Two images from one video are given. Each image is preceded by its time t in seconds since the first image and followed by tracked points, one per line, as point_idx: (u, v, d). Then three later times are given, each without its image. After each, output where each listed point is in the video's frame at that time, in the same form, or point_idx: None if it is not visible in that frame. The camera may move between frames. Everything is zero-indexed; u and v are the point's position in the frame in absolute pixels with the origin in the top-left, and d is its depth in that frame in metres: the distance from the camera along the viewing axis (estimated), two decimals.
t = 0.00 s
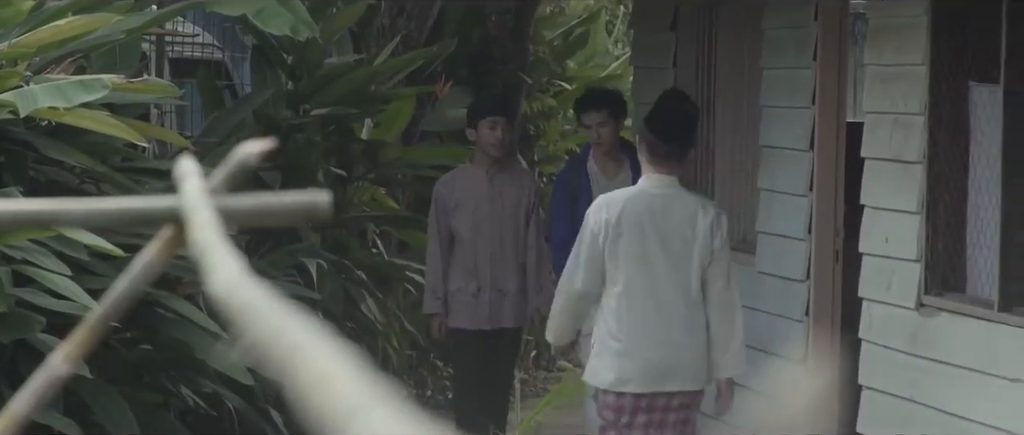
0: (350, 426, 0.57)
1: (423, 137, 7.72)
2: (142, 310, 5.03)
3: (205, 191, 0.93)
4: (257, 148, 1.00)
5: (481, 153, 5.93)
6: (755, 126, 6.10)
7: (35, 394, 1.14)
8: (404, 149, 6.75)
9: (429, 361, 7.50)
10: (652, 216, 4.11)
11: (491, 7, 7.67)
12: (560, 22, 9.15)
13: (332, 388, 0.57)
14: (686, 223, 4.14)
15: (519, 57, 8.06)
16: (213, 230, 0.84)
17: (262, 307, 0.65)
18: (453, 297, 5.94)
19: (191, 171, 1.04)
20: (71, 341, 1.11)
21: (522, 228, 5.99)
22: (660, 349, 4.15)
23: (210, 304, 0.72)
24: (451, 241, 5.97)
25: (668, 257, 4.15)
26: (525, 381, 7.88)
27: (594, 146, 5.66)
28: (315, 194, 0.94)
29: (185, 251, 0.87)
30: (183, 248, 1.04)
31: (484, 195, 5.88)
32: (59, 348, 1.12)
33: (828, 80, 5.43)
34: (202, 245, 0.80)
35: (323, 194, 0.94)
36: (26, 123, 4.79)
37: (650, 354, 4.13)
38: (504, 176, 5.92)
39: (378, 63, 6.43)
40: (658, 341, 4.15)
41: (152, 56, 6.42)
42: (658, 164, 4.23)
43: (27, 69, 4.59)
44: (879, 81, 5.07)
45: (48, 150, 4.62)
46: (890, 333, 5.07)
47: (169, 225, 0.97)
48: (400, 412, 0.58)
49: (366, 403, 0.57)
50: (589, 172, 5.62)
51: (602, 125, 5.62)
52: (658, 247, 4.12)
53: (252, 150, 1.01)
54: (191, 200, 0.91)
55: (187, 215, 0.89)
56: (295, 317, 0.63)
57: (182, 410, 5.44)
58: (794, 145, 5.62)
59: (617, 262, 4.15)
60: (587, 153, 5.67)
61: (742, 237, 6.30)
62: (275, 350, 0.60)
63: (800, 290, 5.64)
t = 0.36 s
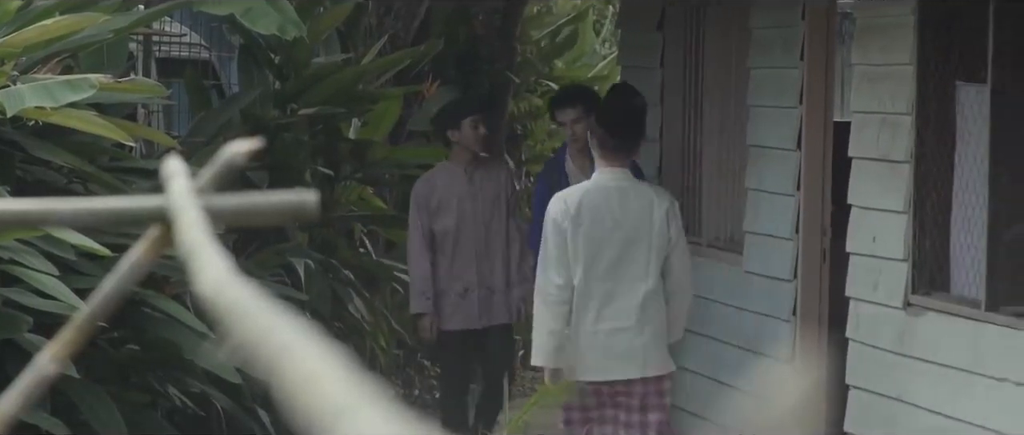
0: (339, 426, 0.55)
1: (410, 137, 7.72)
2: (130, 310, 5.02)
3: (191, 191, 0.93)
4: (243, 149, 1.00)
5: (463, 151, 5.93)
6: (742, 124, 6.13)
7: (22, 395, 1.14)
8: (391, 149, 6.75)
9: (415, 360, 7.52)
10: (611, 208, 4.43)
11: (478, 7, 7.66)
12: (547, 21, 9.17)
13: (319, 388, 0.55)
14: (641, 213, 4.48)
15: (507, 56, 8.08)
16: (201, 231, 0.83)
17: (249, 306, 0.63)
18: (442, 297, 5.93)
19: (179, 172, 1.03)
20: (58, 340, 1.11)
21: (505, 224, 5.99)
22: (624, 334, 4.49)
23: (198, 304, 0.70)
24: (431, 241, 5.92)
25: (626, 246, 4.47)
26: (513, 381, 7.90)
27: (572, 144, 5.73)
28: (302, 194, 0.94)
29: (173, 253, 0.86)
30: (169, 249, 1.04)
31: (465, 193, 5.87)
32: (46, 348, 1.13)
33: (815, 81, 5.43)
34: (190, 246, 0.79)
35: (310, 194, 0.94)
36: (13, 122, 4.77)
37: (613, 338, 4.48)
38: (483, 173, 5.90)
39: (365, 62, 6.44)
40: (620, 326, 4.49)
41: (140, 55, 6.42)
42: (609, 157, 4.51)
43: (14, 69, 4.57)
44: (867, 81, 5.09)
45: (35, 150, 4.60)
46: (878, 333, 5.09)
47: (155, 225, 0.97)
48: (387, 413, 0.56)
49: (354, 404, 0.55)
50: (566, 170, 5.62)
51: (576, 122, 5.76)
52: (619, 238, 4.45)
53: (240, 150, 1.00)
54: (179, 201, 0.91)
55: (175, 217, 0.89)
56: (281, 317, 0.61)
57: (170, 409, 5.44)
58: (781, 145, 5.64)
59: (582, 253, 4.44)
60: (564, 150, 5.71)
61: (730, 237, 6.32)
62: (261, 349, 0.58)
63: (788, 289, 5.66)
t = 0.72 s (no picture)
0: (327, 426, 0.55)
1: (400, 135, 7.73)
2: (120, 309, 5.02)
3: (179, 190, 0.93)
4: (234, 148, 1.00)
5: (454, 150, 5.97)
6: (732, 122, 6.15)
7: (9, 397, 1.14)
8: (380, 147, 6.75)
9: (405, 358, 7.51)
10: (556, 201, 4.78)
11: (468, 5, 7.64)
12: (537, 19, 9.18)
13: (308, 387, 0.55)
14: (586, 205, 4.84)
15: (496, 55, 8.09)
16: (192, 229, 0.83)
17: (242, 305, 0.63)
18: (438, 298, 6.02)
19: (169, 170, 1.03)
20: (47, 340, 1.11)
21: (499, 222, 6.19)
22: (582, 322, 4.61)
23: (189, 303, 0.70)
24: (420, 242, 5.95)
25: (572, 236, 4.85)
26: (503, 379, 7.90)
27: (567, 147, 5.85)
28: (292, 192, 0.94)
29: (163, 250, 0.86)
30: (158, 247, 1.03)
31: (457, 194, 5.89)
32: (35, 348, 1.13)
33: (805, 79, 5.47)
34: (183, 243, 0.79)
35: (301, 192, 0.95)
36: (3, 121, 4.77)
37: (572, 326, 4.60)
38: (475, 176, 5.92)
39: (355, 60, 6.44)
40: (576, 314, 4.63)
41: (129, 54, 6.41)
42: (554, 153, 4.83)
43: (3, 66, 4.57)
44: (858, 79, 5.10)
45: (26, 147, 4.60)
46: (868, 332, 5.10)
47: (145, 221, 0.96)
48: (376, 410, 0.56)
49: (346, 403, 0.55)
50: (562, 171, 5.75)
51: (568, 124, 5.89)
52: (565, 230, 4.82)
53: (230, 148, 1.01)
54: (170, 201, 0.91)
55: (166, 214, 0.89)
56: (274, 316, 0.61)
57: (160, 407, 5.44)
58: (771, 143, 5.66)
59: (526, 246, 4.81)
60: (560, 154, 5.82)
61: (719, 235, 6.35)
62: (253, 347, 0.58)
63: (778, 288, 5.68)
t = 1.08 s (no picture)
0: (319, 427, 0.56)
1: (390, 134, 7.73)
2: (111, 308, 5.00)
3: (173, 189, 0.93)
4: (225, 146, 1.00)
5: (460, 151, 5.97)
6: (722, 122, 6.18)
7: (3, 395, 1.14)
8: (371, 146, 6.76)
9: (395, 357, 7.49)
10: (530, 201, 4.77)
11: (459, 6, 7.75)
12: (528, 18, 9.18)
13: (299, 386, 0.56)
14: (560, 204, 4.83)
15: (488, 54, 8.09)
16: (182, 228, 0.83)
17: (233, 304, 0.64)
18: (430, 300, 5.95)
19: (160, 169, 1.02)
20: (39, 339, 1.10)
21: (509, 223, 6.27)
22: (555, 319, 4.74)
23: (180, 302, 0.71)
24: (423, 247, 5.95)
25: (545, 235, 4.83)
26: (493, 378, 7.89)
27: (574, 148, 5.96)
28: (283, 193, 0.95)
29: (154, 249, 0.86)
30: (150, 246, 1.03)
31: (463, 195, 5.91)
32: (28, 345, 1.13)
33: (795, 80, 5.48)
34: (173, 242, 0.79)
35: (291, 193, 0.95)
36: None
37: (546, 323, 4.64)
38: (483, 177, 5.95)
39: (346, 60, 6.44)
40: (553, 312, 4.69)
41: (120, 53, 6.40)
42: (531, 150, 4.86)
43: None
44: (848, 79, 5.12)
45: (16, 147, 4.59)
46: (858, 331, 5.12)
47: (135, 222, 0.96)
48: (369, 410, 0.57)
49: (338, 404, 0.56)
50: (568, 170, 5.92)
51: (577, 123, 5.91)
52: (539, 228, 4.80)
53: (222, 148, 1.01)
54: (160, 199, 0.91)
55: (157, 213, 0.89)
56: (265, 317, 0.62)
57: (150, 406, 5.43)
58: (763, 142, 5.68)
59: (500, 244, 4.82)
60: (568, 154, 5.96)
61: (709, 234, 6.35)
62: (245, 348, 0.59)
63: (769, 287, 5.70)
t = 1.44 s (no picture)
0: (310, 427, 0.56)
1: (382, 134, 7.72)
2: (101, 308, 4.99)
3: (162, 189, 0.93)
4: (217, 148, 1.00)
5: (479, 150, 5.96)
6: (713, 121, 6.18)
7: None
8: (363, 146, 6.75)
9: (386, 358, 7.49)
10: (515, 193, 4.80)
11: (450, 5, 7.79)
12: (519, 17, 9.17)
13: (291, 385, 0.56)
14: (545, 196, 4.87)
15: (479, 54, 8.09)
16: (173, 227, 0.84)
17: (225, 304, 0.64)
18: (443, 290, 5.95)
19: (151, 169, 1.02)
20: (30, 340, 1.11)
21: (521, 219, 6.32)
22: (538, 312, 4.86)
23: (171, 302, 0.71)
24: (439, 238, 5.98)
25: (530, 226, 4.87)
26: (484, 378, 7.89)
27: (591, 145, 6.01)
28: (274, 193, 0.95)
29: (146, 250, 0.87)
30: (142, 247, 1.03)
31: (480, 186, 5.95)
32: (19, 345, 1.13)
33: (787, 80, 5.50)
34: (165, 241, 0.79)
35: (282, 193, 0.95)
36: None
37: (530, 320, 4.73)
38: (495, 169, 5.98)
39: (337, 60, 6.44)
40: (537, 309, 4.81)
41: (111, 52, 6.40)
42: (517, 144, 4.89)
43: None
44: (840, 78, 5.13)
45: (7, 146, 4.59)
46: (850, 331, 5.13)
47: (125, 220, 0.96)
48: (362, 409, 0.57)
49: (330, 402, 0.56)
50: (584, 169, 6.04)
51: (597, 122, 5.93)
52: (524, 220, 4.84)
53: (212, 149, 1.01)
54: (152, 198, 0.91)
55: (148, 212, 0.89)
56: (257, 316, 0.62)
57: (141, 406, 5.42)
58: (754, 142, 5.69)
59: (483, 234, 4.85)
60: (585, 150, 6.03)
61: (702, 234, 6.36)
62: (238, 348, 0.60)
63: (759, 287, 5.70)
